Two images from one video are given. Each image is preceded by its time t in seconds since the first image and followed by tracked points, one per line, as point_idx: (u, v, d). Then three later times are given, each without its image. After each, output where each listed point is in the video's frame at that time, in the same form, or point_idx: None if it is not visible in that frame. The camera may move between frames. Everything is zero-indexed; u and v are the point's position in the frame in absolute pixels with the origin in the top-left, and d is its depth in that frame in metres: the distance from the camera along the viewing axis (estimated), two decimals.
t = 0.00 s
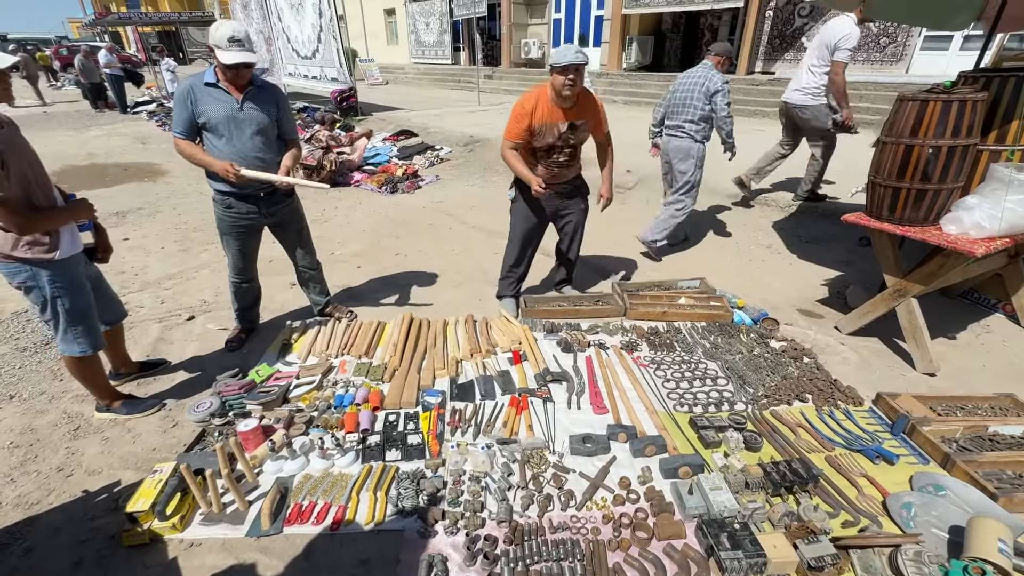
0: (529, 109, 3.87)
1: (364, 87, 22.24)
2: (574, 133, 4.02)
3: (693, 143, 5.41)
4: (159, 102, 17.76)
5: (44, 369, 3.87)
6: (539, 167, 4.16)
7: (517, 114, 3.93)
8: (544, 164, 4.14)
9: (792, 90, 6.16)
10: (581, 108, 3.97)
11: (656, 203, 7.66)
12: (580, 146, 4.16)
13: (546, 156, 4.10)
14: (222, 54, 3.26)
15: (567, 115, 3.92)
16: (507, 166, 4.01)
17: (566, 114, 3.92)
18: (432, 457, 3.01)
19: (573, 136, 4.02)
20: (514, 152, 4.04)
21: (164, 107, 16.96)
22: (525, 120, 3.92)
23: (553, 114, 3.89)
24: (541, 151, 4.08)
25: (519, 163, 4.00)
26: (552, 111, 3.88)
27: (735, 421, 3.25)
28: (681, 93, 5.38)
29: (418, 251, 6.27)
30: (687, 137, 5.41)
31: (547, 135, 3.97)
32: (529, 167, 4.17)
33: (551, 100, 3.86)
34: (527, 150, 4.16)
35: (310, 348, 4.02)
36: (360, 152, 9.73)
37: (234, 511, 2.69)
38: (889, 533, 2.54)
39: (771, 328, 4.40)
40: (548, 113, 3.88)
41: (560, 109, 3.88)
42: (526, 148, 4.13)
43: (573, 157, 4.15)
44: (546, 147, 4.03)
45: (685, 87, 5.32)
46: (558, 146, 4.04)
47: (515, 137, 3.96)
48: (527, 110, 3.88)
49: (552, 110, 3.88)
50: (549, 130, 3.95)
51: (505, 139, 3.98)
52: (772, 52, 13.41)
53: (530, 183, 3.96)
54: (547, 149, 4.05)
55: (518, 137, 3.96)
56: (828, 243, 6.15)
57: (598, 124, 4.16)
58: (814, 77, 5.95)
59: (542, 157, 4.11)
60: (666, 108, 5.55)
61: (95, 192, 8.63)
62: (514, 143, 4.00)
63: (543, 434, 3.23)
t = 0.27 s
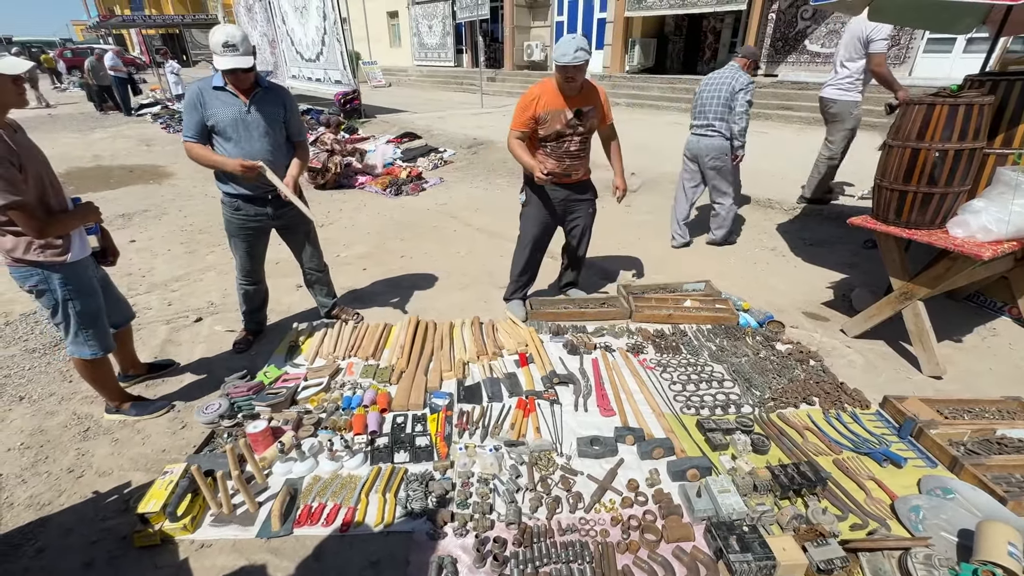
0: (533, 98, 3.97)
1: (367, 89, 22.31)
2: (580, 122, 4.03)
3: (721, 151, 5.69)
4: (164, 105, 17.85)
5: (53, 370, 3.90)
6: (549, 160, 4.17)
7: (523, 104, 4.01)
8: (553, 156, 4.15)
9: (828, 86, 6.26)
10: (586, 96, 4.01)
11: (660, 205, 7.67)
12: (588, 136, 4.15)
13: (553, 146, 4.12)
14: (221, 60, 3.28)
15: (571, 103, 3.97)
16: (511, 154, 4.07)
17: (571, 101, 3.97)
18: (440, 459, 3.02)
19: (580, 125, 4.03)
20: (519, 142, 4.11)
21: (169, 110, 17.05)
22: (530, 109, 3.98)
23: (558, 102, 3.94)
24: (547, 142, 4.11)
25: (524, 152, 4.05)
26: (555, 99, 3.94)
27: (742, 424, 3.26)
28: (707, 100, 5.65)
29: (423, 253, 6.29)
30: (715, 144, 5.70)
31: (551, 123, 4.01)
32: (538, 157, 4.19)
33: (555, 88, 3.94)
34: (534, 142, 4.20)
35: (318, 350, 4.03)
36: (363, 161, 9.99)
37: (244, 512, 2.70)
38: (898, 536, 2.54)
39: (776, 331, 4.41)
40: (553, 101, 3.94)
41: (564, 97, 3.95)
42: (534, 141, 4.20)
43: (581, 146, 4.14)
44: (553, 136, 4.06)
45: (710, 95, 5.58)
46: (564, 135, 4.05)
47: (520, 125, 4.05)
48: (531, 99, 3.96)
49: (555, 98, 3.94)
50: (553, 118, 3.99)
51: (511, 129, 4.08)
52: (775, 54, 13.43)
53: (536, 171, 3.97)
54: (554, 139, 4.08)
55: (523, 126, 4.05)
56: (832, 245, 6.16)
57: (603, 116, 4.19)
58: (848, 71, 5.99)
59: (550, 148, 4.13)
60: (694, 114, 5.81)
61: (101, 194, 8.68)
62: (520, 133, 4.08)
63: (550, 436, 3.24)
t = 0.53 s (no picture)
0: (526, 92, 3.93)
1: (369, 89, 22.32)
2: (574, 113, 3.94)
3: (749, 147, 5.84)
4: (165, 104, 17.86)
5: (53, 370, 3.90)
6: (545, 156, 4.04)
7: (515, 99, 3.95)
8: (549, 150, 4.01)
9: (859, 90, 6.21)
10: (580, 87, 3.96)
11: (661, 206, 7.66)
12: (584, 129, 4.05)
13: (549, 139, 3.99)
14: (219, 61, 3.26)
15: (565, 94, 3.91)
16: (503, 148, 3.96)
17: (563, 92, 3.90)
18: (440, 460, 3.02)
19: (576, 117, 3.95)
20: (512, 137, 4.01)
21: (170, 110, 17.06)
22: (524, 103, 3.92)
23: (551, 94, 3.88)
24: (541, 135, 4.00)
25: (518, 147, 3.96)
26: (547, 90, 3.89)
27: (744, 425, 3.24)
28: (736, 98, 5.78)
29: (424, 253, 6.28)
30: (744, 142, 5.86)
31: (544, 114, 3.90)
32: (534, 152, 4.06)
33: (546, 80, 3.90)
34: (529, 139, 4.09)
35: (318, 350, 4.03)
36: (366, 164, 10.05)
37: (244, 513, 2.69)
38: (900, 540, 2.53)
39: (778, 332, 4.40)
40: (546, 93, 3.88)
41: (556, 87, 3.88)
42: (529, 138, 4.10)
43: (577, 139, 4.02)
44: (548, 129, 3.95)
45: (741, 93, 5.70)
46: (558, 126, 3.94)
47: (512, 119, 3.97)
48: (524, 93, 3.93)
49: (547, 89, 3.89)
50: (546, 109, 3.89)
51: (504, 124, 4.00)
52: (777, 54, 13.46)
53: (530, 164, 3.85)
54: (548, 132, 3.97)
55: (516, 120, 3.96)
56: (834, 246, 6.14)
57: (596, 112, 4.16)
58: (874, 76, 6.01)
59: (545, 142, 4.01)
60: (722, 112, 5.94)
61: (101, 194, 8.68)
62: (513, 127, 4.00)
63: (551, 437, 3.23)
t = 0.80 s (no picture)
0: (510, 87, 3.86)
1: (369, 87, 22.27)
2: (561, 105, 3.90)
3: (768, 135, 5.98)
4: (165, 101, 17.83)
5: (50, 367, 3.89)
6: (536, 150, 3.97)
7: (500, 94, 3.88)
8: (539, 145, 3.94)
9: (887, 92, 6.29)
10: (564, 78, 3.92)
11: (661, 204, 7.64)
12: (573, 122, 4.00)
13: (538, 134, 3.92)
14: (215, 57, 3.24)
15: (551, 87, 3.86)
16: (492, 145, 3.87)
17: (548, 85, 3.86)
18: (437, 458, 3.01)
19: (563, 109, 3.90)
20: (499, 133, 3.93)
21: (169, 107, 17.03)
22: (510, 98, 3.85)
23: (536, 85, 3.83)
24: (529, 130, 3.93)
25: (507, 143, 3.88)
26: (532, 83, 3.83)
27: (742, 424, 3.23)
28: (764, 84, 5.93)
29: (423, 251, 6.26)
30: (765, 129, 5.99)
31: (532, 107, 3.83)
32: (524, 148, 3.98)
33: (530, 74, 3.85)
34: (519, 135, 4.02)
35: (316, 348, 4.02)
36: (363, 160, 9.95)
37: (240, 511, 2.69)
38: (898, 539, 2.52)
39: (777, 331, 4.38)
40: (532, 86, 3.82)
41: (541, 80, 3.84)
42: (516, 134, 4.02)
43: (567, 132, 3.97)
44: (537, 122, 3.88)
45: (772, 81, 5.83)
46: (546, 119, 3.88)
47: (498, 114, 3.89)
48: (509, 88, 3.86)
49: (533, 81, 3.83)
50: (533, 102, 3.83)
51: (489, 120, 3.92)
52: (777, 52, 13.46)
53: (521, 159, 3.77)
54: (536, 125, 3.89)
55: (501, 115, 3.88)
56: (834, 245, 6.13)
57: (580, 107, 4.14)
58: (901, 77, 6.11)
59: (533, 136, 3.93)
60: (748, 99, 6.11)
61: (100, 191, 8.65)
62: (499, 123, 3.91)
63: (548, 435, 3.22)
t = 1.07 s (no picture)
0: (493, 79, 3.82)
1: (366, 82, 22.17)
2: (547, 97, 3.86)
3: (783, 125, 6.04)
4: (161, 96, 17.72)
5: (45, 362, 3.87)
6: (522, 144, 3.93)
7: (484, 88, 3.86)
8: (526, 139, 3.91)
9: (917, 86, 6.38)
10: (548, 69, 3.88)
11: (659, 200, 7.62)
12: (560, 114, 3.97)
13: (524, 127, 3.88)
14: (208, 51, 3.21)
15: (535, 78, 3.82)
16: (478, 140, 3.85)
17: (533, 76, 3.81)
18: (434, 453, 3.00)
19: (549, 101, 3.85)
20: (484, 127, 3.91)
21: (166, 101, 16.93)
22: (494, 91, 3.81)
23: (520, 77, 3.79)
24: (515, 123, 3.89)
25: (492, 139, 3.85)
26: (516, 75, 3.78)
27: (738, 420, 3.24)
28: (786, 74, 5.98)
29: (420, 247, 6.25)
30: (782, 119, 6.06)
31: (517, 100, 3.80)
32: (511, 142, 3.95)
33: (514, 65, 3.80)
34: (505, 128, 3.98)
35: (312, 344, 4.00)
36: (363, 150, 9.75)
37: (235, 506, 2.68)
38: (893, 534, 2.52)
39: (774, 327, 4.38)
40: (516, 78, 3.78)
41: (525, 71, 3.79)
42: (502, 127, 3.99)
43: (554, 124, 3.93)
44: (523, 115, 3.83)
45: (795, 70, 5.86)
46: (532, 112, 3.84)
47: (482, 108, 3.87)
48: (492, 80, 3.82)
49: (516, 72, 3.79)
50: (517, 94, 3.79)
51: (473, 114, 3.90)
52: (776, 47, 13.44)
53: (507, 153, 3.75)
54: (522, 118, 3.85)
55: (486, 109, 3.87)
56: (832, 241, 6.12)
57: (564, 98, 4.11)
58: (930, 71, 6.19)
59: (519, 129, 3.90)
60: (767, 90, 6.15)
61: (95, 186, 8.61)
62: (483, 117, 3.90)
63: (545, 431, 3.22)
